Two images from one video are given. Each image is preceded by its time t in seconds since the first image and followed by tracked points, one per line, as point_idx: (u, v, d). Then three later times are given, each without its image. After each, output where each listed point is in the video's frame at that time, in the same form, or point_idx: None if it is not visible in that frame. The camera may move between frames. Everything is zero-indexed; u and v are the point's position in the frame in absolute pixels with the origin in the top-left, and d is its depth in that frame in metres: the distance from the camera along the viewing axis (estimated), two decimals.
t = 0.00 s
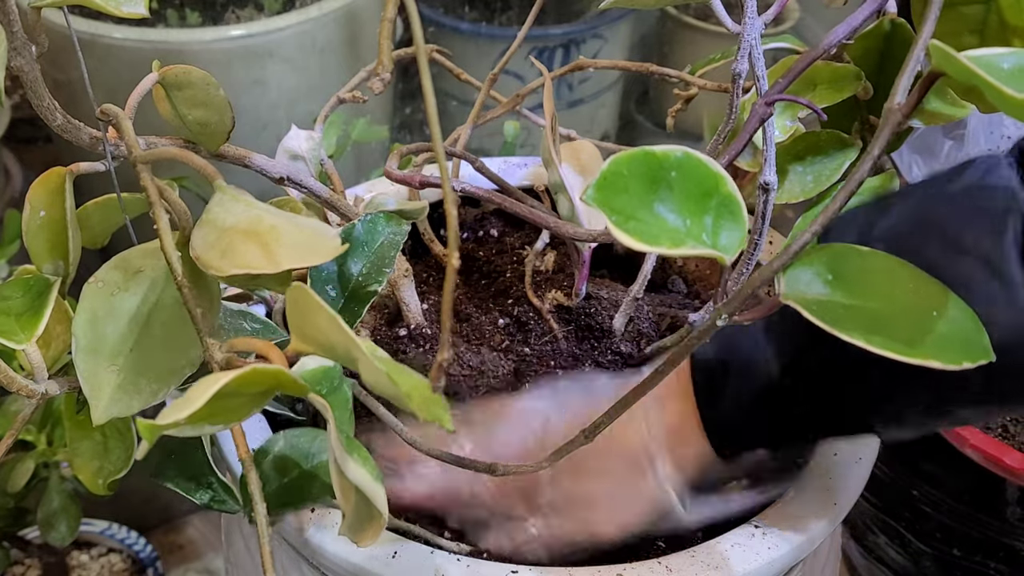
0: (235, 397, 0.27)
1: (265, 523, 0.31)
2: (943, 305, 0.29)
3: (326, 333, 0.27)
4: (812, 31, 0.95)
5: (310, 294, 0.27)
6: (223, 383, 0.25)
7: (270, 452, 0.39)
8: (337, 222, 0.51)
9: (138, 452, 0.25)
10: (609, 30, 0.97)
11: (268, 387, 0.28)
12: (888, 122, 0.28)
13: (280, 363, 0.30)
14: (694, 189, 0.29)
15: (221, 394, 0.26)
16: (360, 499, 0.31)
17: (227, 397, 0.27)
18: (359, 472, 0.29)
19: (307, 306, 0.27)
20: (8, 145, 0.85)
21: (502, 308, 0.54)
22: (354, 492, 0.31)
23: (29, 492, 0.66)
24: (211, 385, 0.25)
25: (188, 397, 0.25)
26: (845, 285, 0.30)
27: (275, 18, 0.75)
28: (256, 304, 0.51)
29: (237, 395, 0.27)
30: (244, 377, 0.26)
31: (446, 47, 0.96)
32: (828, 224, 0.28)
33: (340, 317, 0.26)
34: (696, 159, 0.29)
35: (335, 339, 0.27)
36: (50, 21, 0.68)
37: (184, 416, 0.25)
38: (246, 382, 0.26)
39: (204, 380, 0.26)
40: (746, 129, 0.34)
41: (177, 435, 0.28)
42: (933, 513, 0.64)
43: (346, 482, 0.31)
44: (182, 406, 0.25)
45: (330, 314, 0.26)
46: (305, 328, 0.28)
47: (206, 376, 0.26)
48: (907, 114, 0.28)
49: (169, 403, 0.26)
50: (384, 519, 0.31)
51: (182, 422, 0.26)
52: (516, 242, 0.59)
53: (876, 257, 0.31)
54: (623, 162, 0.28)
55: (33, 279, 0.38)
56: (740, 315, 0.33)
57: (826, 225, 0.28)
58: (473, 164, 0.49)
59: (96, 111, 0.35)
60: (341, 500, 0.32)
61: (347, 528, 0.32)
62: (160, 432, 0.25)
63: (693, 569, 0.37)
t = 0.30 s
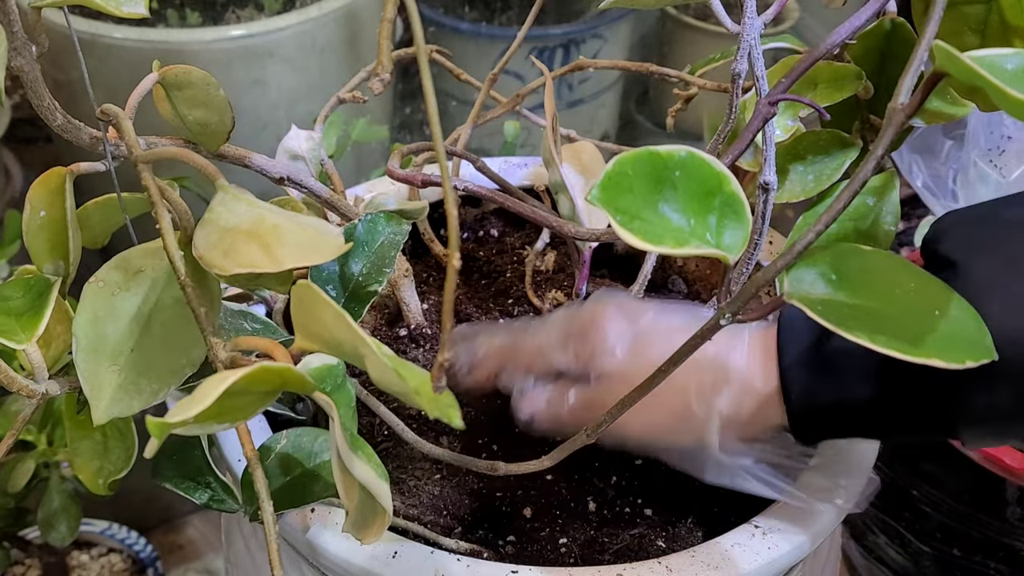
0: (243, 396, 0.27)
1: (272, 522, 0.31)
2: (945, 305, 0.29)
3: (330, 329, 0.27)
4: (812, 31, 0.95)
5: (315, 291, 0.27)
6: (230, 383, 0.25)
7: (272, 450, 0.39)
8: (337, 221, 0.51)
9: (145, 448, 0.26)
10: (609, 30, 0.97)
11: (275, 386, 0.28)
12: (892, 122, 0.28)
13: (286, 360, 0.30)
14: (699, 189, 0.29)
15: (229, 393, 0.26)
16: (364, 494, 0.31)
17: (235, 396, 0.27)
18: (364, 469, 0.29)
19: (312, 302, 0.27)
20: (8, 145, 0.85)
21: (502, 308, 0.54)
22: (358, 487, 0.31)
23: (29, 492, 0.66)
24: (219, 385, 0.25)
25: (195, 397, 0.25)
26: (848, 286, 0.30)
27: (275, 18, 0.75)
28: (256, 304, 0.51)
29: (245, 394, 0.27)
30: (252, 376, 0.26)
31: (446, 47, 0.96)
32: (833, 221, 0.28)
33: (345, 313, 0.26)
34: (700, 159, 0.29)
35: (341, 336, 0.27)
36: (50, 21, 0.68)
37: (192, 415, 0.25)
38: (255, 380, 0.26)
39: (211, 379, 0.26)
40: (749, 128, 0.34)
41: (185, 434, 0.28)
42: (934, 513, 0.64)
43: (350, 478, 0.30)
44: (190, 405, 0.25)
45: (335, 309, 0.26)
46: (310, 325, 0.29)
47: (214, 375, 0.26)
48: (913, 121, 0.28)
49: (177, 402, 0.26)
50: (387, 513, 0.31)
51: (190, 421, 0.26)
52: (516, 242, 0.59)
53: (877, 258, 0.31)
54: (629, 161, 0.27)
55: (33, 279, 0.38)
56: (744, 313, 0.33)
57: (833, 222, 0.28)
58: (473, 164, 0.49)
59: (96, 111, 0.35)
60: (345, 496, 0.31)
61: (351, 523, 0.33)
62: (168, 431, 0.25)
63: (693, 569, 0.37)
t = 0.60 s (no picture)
0: (242, 396, 0.27)
1: (273, 522, 0.31)
2: (945, 306, 0.30)
3: (330, 329, 0.27)
4: (812, 31, 0.95)
5: (315, 291, 0.27)
6: (230, 383, 0.25)
7: (272, 450, 0.39)
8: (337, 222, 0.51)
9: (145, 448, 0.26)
10: (609, 30, 0.97)
11: (275, 385, 0.28)
12: (891, 123, 0.28)
13: (286, 359, 0.30)
14: (700, 190, 0.29)
15: (229, 393, 0.26)
16: (365, 492, 0.31)
17: (236, 395, 0.27)
18: (366, 468, 0.29)
19: (312, 302, 0.27)
20: (8, 145, 0.85)
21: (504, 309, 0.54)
22: (359, 487, 0.31)
23: (29, 492, 0.66)
24: (220, 384, 0.25)
25: (195, 396, 0.25)
26: (849, 286, 0.30)
27: (275, 18, 0.75)
28: (256, 304, 0.51)
29: (245, 392, 0.27)
30: (251, 376, 0.26)
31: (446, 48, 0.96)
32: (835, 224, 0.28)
33: (345, 313, 0.26)
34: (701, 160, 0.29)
35: (341, 335, 0.27)
36: (50, 22, 0.68)
37: (191, 415, 0.25)
38: (254, 380, 0.26)
39: (211, 379, 0.26)
40: (748, 129, 0.35)
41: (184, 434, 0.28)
42: (934, 513, 0.64)
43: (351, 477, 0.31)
44: (190, 405, 0.25)
45: (335, 310, 0.26)
46: (309, 324, 0.29)
47: (213, 375, 0.26)
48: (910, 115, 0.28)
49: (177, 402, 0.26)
50: (389, 512, 0.31)
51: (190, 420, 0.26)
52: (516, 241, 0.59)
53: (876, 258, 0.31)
54: (630, 163, 0.28)
55: (33, 279, 0.38)
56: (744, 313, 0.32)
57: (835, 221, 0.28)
58: (473, 165, 0.49)
59: (96, 111, 0.35)
60: (345, 495, 0.31)
61: (351, 523, 0.33)
62: (169, 430, 0.25)
63: (693, 569, 0.37)
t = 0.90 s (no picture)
0: (229, 401, 0.27)
1: (260, 527, 0.31)
2: (945, 302, 0.30)
3: (316, 338, 0.27)
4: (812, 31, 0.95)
5: (302, 299, 0.27)
6: (216, 388, 0.25)
7: (272, 449, 0.39)
8: (338, 222, 0.51)
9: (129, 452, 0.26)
10: (609, 30, 0.97)
11: (262, 393, 0.28)
12: (892, 122, 0.28)
13: (276, 365, 0.30)
14: (700, 188, 0.29)
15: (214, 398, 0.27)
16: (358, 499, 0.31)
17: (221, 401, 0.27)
18: (355, 475, 0.29)
19: (299, 311, 0.27)
20: (7, 145, 0.84)
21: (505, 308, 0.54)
22: (352, 494, 0.31)
23: (29, 492, 0.66)
24: (203, 390, 0.25)
25: (178, 403, 0.26)
26: (851, 284, 0.30)
27: (275, 18, 0.75)
28: (256, 304, 0.51)
29: (231, 399, 0.27)
30: (237, 382, 0.26)
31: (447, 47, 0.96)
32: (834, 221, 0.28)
33: (329, 322, 0.26)
34: (702, 158, 0.29)
35: (325, 344, 0.27)
36: (50, 21, 0.68)
37: (176, 421, 0.25)
38: (240, 386, 0.27)
39: (196, 384, 0.26)
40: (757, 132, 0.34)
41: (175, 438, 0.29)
42: (934, 513, 0.64)
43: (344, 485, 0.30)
44: (175, 410, 0.25)
45: (319, 319, 0.26)
46: (298, 332, 0.28)
47: (197, 381, 0.26)
48: (911, 113, 0.28)
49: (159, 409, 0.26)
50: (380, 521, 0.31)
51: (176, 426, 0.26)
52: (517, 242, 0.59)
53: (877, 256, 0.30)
54: (630, 160, 0.28)
55: (33, 279, 0.38)
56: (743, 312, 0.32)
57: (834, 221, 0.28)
58: (473, 164, 0.49)
59: (95, 111, 0.35)
60: (339, 503, 0.31)
61: (344, 528, 0.32)
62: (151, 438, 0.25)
63: (693, 569, 0.37)
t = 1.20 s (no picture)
0: (244, 396, 0.27)
1: (272, 521, 0.31)
2: (944, 308, 0.30)
3: (330, 329, 0.27)
4: (812, 32, 0.95)
5: (312, 289, 0.27)
6: (229, 383, 0.25)
7: (272, 450, 0.39)
8: (337, 221, 0.51)
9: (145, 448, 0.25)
10: (609, 30, 0.97)
11: (273, 385, 0.28)
12: (890, 124, 0.28)
13: (285, 359, 0.30)
14: (698, 193, 0.29)
15: (229, 393, 0.26)
16: (364, 492, 0.31)
17: (235, 396, 0.27)
18: (364, 469, 0.29)
19: (310, 304, 0.27)
20: (7, 145, 0.84)
21: (505, 308, 0.54)
22: (358, 487, 0.31)
23: (29, 492, 0.66)
24: (217, 384, 0.25)
25: (193, 396, 0.25)
26: (849, 288, 0.31)
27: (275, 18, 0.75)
28: (256, 304, 0.51)
29: (244, 393, 0.27)
30: (250, 376, 0.26)
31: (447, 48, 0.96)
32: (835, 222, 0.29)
33: (346, 313, 0.26)
34: (699, 162, 0.29)
35: (342, 337, 0.27)
36: (50, 21, 0.68)
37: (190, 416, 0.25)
38: (253, 380, 0.27)
39: (208, 380, 0.26)
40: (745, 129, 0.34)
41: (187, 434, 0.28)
42: (934, 513, 0.63)
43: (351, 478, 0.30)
44: (189, 406, 0.25)
45: (335, 310, 0.26)
46: (308, 325, 0.28)
47: (211, 376, 0.26)
48: (908, 116, 0.28)
49: (178, 402, 0.26)
50: (389, 514, 0.31)
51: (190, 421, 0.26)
52: (516, 242, 0.60)
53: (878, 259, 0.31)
54: (631, 164, 0.27)
55: (33, 279, 0.38)
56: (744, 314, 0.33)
57: (832, 224, 0.29)
58: (473, 164, 0.49)
59: (96, 111, 0.35)
60: (345, 496, 0.31)
61: (352, 524, 0.32)
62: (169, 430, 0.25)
63: (693, 569, 0.37)
